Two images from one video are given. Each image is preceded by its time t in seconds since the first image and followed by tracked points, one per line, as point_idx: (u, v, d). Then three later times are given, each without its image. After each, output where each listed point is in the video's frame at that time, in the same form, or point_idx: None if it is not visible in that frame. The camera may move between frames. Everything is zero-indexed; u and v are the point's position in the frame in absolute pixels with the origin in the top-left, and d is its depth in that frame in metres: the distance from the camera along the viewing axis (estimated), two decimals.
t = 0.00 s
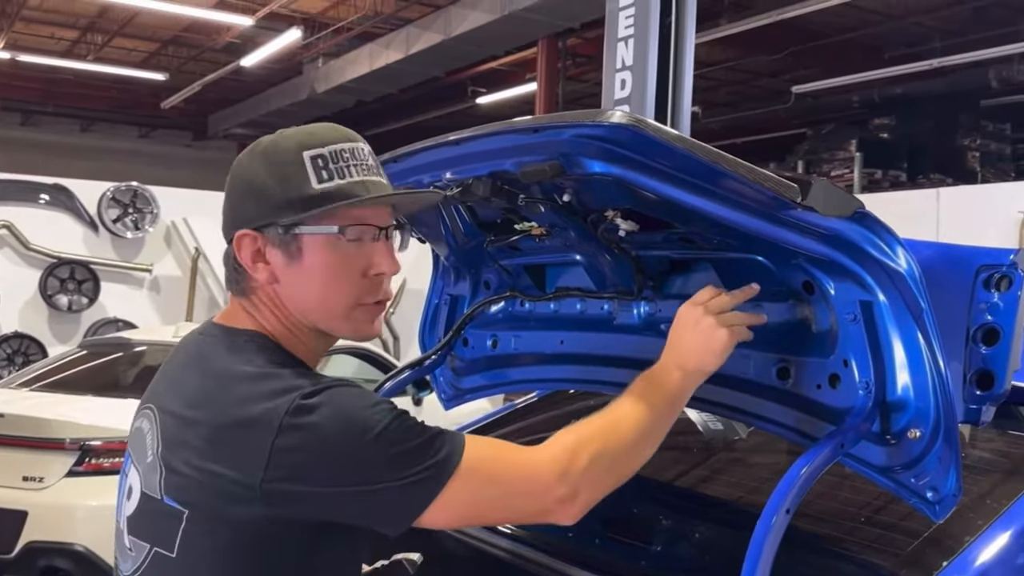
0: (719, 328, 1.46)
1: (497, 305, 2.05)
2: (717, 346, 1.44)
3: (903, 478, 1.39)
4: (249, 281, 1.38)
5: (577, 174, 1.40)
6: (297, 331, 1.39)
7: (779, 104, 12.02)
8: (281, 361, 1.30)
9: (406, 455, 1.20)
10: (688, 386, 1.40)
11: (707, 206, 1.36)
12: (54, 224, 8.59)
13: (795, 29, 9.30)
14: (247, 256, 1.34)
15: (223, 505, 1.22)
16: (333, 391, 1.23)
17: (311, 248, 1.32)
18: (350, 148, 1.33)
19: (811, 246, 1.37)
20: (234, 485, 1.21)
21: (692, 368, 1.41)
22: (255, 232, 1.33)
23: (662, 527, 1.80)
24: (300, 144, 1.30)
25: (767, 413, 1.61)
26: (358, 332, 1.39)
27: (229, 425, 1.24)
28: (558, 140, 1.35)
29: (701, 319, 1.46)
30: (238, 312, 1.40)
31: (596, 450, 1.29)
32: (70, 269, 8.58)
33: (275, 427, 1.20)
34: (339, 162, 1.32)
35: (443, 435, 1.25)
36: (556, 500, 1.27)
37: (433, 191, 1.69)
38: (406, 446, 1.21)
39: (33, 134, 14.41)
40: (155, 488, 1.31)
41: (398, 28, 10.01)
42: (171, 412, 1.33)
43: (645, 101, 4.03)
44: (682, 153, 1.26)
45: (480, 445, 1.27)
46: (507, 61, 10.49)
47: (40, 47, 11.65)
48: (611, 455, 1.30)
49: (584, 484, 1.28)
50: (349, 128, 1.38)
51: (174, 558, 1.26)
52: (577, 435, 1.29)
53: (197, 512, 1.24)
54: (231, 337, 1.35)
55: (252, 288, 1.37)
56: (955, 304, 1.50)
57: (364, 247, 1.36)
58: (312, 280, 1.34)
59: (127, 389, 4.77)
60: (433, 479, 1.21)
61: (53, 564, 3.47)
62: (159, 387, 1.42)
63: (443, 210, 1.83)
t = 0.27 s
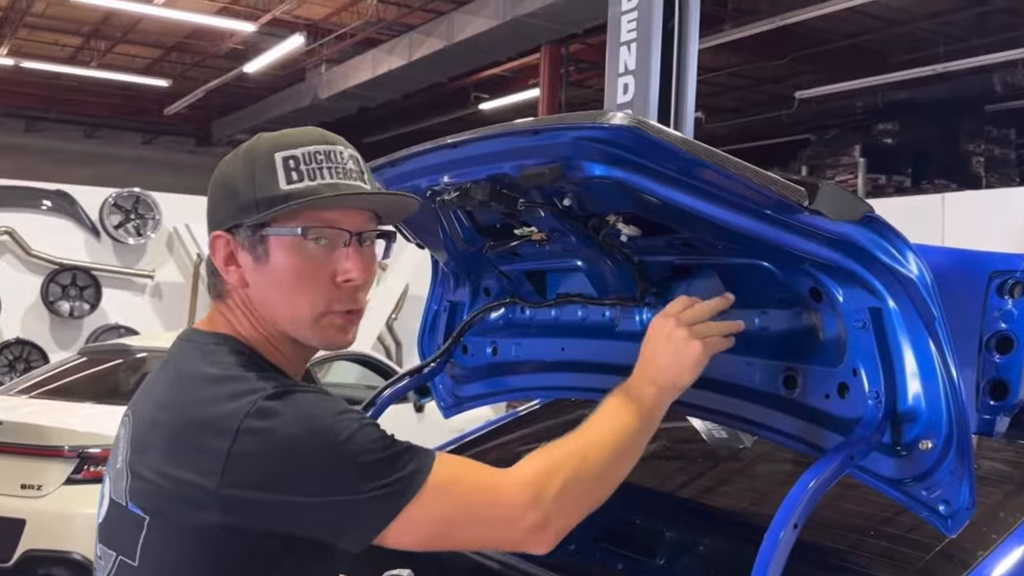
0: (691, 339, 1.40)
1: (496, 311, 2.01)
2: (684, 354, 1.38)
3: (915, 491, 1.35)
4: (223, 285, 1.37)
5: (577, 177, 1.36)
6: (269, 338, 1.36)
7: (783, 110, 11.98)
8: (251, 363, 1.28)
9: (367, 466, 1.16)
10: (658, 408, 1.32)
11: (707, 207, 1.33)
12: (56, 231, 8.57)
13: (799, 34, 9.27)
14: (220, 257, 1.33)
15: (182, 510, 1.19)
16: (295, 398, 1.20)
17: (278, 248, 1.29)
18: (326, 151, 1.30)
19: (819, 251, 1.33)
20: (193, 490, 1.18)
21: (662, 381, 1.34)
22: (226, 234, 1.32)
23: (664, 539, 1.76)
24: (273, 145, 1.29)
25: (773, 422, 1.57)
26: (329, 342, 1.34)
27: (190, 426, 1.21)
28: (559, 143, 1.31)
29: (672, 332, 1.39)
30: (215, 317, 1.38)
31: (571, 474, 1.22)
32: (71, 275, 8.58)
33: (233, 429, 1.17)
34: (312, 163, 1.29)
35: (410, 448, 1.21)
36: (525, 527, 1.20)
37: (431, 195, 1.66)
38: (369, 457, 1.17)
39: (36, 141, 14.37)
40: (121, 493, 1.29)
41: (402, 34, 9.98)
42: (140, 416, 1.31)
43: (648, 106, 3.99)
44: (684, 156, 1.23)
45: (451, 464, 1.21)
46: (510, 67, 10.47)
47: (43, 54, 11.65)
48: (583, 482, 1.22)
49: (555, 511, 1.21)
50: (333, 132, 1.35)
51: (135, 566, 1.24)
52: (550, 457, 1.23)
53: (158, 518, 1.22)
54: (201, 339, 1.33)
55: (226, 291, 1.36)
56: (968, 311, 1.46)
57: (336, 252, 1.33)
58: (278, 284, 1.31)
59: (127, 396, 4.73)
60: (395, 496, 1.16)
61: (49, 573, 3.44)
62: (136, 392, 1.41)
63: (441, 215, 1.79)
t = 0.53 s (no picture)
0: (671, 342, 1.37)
1: (500, 316, 1.98)
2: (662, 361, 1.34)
3: (927, 502, 1.31)
4: (194, 288, 1.37)
5: (579, 179, 1.33)
6: (240, 342, 1.34)
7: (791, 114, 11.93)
8: (217, 365, 1.27)
9: (320, 469, 1.12)
10: (641, 410, 1.28)
11: (710, 209, 1.29)
12: (62, 236, 8.55)
13: (806, 38, 9.24)
14: (188, 258, 1.34)
15: (139, 515, 1.17)
16: (250, 399, 1.18)
17: (243, 247, 1.29)
18: (293, 150, 1.31)
19: (828, 255, 1.29)
20: (149, 494, 1.17)
21: (643, 386, 1.30)
22: (194, 235, 1.33)
23: (671, 548, 1.72)
24: (240, 144, 1.30)
25: (781, 430, 1.53)
26: (298, 345, 1.33)
27: (148, 430, 1.20)
28: (561, 144, 1.28)
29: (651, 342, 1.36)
30: (187, 321, 1.38)
31: (537, 482, 1.16)
32: (77, 281, 8.54)
33: (187, 430, 1.16)
34: (277, 162, 1.29)
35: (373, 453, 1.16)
36: (489, 537, 1.14)
37: (431, 199, 1.63)
38: (325, 460, 1.13)
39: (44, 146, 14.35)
40: (88, 500, 1.28)
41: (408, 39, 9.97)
42: (110, 422, 1.31)
43: (654, 109, 3.96)
44: (690, 156, 1.19)
45: (415, 469, 1.16)
46: (517, 71, 10.45)
47: (51, 59, 11.66)
48: (554, 491, 1.16)
49: (522, 518, 1.15)
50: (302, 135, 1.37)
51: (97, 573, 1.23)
52: (516, 463, 1.17)
53: (117, 523, 1.20)
54: (172, 342, 1.33)
55: (196, 294, 1.36)
56: (982, 315, 1.43)
57: (302, 252, 1.32)
58: (243, 284, 1.30)
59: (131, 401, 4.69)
60: (350, 504, 1.11)
61: None
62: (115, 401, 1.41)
63: (442, 218, 1.76)
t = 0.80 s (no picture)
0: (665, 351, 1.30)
1: (504, 319, 1.95)
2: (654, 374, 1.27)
3: (939, 510, 1.28)
4: (170, 289, 1.38)
5: (582, 180, 1.30)
6: (213, 343, 1.34)
7: (801, 117, 11.87)
8: (184, 362, 1.26)
9: (269, 467, 1.09)
10: (625, 415, 1.22)
11: (714, 209, 1.27)
12: (72, 240, 8.38)
13: (817, 41, 9.19)
14: (164, 258, 1.35)
15: (101, 513, 1.18)
16: (203, 395, 1.17)
17: (212, 247, 1.30)
18: (267, 150, 1.31)
19: (837, 256, 1.27)
20: (108, 491, 1.17)
21: (627, 394, 1.23)
22: (169, 235, 1.34)
23: (677, 556, 1.67)
24: (213, 145, 1.31)
25: (789, 435, 1.51)
26: (268, 345, 1.32)
27: (110, 427, 1.20)
28: (564, 145, 1.26)
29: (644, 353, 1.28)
30: (163, 321, 1.39)
31: (500, 484, 1.11)
32: (87, 284, 8.37)
33: (142, 426, 1.16)
34: (249, 162, 1.29)
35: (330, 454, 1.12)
36: (447, 538, 1.10)
37: (434, 201, 1.61)
38: (278, 456, 1.10)
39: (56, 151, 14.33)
40: (58, 498, 1.29)
41: (418, 43, 9.96)
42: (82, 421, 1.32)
43: (662, 110, 3.93)
44: (696, 156, 1.17)
45: (374, 468, 1.11)
46: (527, 74, 10.43)
47: (63, 64, 11.69)
48: (517, 492, 1.11)
49: (487, 518, 1.10)
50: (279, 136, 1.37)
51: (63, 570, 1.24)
52: (477, 465, 1.12)
53: (80, 521, 1.21)
54: (148, 340, 1.34)
55: (171, 294, 1.37)
56: (996, 318, 1.40)
57: (271, 253, 1.32)
58: (213, 284, 1.30)
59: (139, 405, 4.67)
60: (302, 504, 1.08)
61: None
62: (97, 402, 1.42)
63: (445, 219, 1.73)
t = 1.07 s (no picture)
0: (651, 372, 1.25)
1: (511, 321, 1.94)
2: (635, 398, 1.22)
3: (955, 516, 1.25)
4: (164, 288, 1.36)
5: (588, 178, 1.28)
6: (201, 346, 1.32)
7: (814, 118, 11.80)
8: (165, 363, 1.21)
9: (242, 472, 1.03)
10: (610, 429, 1.16)
11: (722, 207, 1.24)
12: (84, 242, 8.34)
13: (831, 42, 9.13)
14: (157, 256, 1.33)
15: (76, 512, 1.12)
16: (178, 395, 1.11)
17: (203, 246, 1.28)
18: (261, 150, 1.29)
19: (849, 254, 1.24)
20: (84, 489, 1.11)
21: (612, 407, 1.18)
22: (162, 232, 1.32)
23: (687, 560, 1.65)
24: (208, 144, 1.29)
25: (800, 439, 1.47)
26: (256, 348, 1.30)
27: (86, 427, 1.15)
28: (570, 142, 1.23)
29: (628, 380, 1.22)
30: (155, 321, 1.36)
31: (475, 499, 1.04)
32: (98, 286, 8.27)
33: (117, 426, 1.10)
34: (243, 162, 1.27)
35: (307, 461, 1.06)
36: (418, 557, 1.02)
37: (439, 200, 1.58)
38: (251, 462, 1.04)
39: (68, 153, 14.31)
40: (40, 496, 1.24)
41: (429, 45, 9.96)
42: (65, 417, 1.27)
43: (672, 111, 3.91)
44: (704, 152, 1.14)
45: (345, 481, 1.04)
46: (538, 76, 10.40)
47: (76, 67, 11.73)
48: (494, 508, 1.04)
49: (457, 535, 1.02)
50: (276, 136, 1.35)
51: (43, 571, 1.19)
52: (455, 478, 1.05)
53: (58, 521, 1.15)
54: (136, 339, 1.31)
55: (165, 292, 1.35)
56: (1013, 319, 1.36)
57: (262, 252, 1.30)
58: (203, 282, 1.28)
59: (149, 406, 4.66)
60: (275, 511, 1.02)
61: None
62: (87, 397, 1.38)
63: (450, 219, 1.71)
